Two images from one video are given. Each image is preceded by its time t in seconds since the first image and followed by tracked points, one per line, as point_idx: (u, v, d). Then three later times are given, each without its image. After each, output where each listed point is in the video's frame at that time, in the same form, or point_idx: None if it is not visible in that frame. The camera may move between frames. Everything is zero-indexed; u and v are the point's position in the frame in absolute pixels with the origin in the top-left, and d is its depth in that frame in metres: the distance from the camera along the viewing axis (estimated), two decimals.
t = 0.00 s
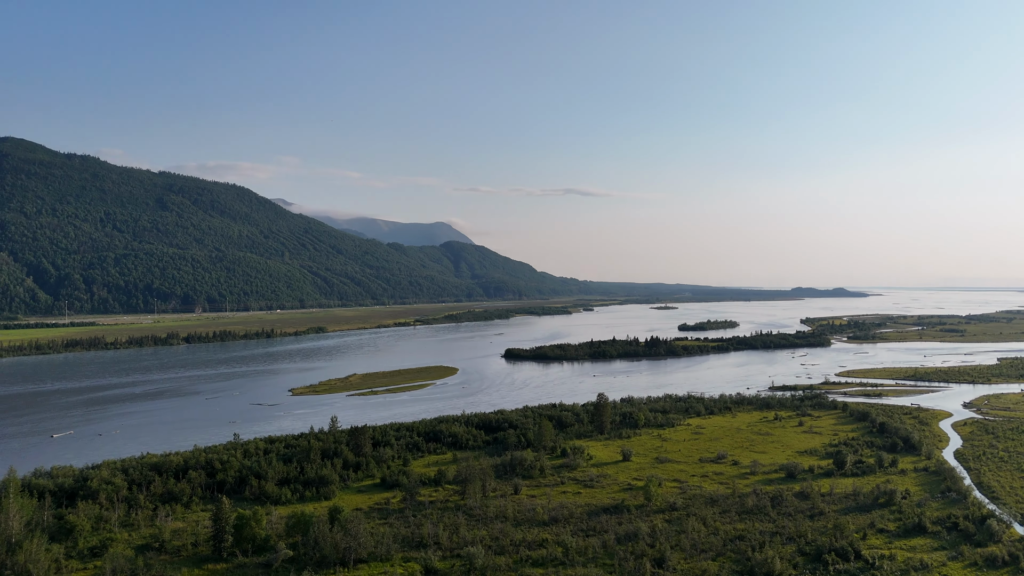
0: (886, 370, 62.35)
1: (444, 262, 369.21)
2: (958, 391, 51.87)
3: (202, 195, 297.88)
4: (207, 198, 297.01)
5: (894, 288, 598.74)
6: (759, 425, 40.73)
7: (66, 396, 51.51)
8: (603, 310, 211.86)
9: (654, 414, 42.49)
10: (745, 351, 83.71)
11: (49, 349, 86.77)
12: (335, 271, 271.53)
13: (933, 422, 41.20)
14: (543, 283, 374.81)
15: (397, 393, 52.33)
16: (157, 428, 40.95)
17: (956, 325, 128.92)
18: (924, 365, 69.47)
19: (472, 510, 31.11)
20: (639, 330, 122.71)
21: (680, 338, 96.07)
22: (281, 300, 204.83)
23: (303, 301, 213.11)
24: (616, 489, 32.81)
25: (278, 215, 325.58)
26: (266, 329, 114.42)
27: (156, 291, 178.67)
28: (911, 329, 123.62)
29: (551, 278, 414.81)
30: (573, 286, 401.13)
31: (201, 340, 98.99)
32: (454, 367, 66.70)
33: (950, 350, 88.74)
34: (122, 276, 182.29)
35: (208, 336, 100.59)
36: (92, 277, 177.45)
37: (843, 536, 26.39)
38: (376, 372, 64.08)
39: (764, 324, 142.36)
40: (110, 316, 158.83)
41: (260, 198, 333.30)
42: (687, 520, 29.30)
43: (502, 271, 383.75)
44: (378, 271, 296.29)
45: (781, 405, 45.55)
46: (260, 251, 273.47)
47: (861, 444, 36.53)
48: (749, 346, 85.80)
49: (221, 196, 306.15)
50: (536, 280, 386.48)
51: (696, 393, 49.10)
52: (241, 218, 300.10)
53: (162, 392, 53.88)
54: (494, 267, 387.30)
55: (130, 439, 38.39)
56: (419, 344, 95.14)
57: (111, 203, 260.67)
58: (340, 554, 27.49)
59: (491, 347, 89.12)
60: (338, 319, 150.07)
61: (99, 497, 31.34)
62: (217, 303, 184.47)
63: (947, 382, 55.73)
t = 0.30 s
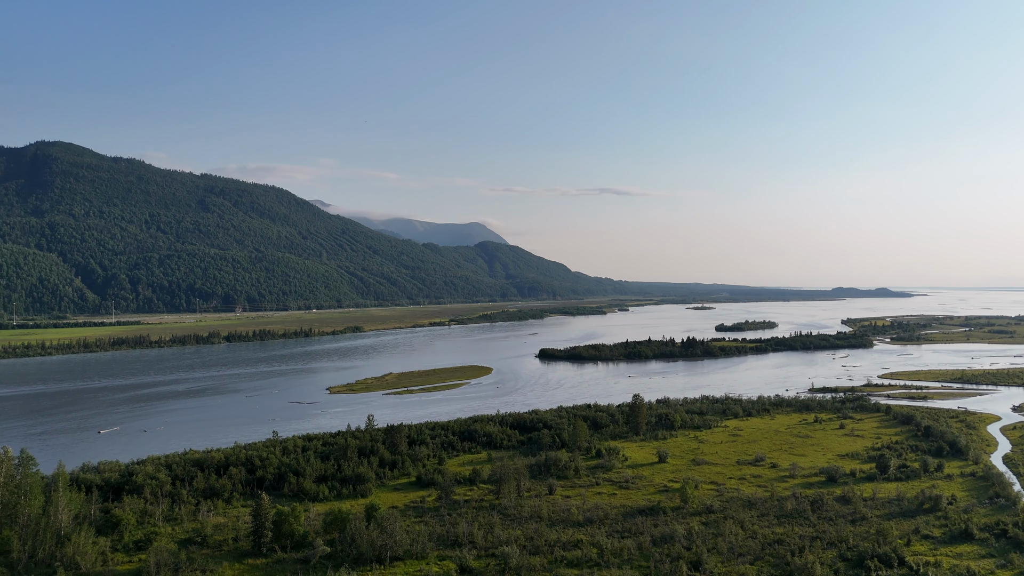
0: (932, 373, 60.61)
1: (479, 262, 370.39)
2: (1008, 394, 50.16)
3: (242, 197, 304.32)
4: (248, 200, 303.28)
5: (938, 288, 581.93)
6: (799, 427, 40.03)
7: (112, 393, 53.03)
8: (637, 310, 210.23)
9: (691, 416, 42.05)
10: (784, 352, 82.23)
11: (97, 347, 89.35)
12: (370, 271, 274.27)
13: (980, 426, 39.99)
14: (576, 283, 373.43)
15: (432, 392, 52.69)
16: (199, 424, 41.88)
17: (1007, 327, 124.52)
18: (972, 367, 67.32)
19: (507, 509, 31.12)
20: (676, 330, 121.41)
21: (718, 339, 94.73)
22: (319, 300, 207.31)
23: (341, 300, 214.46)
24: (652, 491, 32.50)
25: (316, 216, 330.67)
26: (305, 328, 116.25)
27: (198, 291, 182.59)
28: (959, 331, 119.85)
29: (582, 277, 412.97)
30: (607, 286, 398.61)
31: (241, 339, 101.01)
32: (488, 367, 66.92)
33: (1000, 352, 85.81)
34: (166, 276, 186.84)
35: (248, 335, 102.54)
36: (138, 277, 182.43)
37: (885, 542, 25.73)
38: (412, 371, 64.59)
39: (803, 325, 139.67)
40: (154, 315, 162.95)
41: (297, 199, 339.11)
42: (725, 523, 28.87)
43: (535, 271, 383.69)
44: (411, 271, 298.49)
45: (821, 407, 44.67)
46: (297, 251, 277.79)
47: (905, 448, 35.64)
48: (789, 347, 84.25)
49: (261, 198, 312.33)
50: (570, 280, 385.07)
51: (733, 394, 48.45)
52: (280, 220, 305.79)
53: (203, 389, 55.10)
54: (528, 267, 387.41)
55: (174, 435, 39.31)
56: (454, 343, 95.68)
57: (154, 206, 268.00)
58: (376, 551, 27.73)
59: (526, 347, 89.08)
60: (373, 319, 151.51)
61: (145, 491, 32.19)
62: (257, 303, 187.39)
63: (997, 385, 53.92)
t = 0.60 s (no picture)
0: (979, 375, 58.86)
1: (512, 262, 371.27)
2: None
3: (282, 198, 310.21)
4: (287, 201, 309.00)
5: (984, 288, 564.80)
6: (840, 430, 39.25)
7: (156, 390, 54.47)
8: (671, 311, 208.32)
9: (728, 417, 41.54)
10: (824, 353, 80.70)
11: (143, 345, 91.90)
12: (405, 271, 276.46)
13: None
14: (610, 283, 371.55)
15: (466, 392, 52.95)
16: (241, 421, 42.72)
17: None
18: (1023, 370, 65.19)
19: (542, 509, 31.07)
20: (713, 331, 120.02)
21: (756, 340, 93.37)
22: (356, 299, 208.49)
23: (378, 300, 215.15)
24: (688, 493, 32.16)
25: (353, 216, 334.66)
26: (342, 327, 117.74)
27: (239, 291, 186.02)
28: (1009, 333, 116.08)
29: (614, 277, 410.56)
30: (641, 286, 395.65)
31: (280, 338, 102.70)
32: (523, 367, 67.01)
33: None
34: (208, 277, 191.03)
35: (288, 334, 104.35)
36: (181, 277, 186.96)
37: (931, 548, 25.03)
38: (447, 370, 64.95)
39: (843, 325, 136.84)
40: (195, 314, 166.71)
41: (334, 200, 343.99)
42: (763, 527, 28.39)
43: (569, 271, 383.10)
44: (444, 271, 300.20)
45: (863, 410, 43.72)
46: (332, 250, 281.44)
47: (951, 452, 34.68)
48: (830, 348, 82.65)
49: (299, 199, 317.60)
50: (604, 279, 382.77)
51: (772, 396, 47.62)
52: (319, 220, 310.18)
53: (244, 387, 56.23)
54: (562, 267, 387.12)
55: (216, 432, 40.16)
56: (489, 343, 96.01)
57: (197, 208, 274.84)
58: (412, 548, 27.89)
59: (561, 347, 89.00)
60: (408, 318, 152.72)
61: (189, 486, 32.95)
62: (296, 302, 189.42)
63: None
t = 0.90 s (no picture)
0: None
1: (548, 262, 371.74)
2: None
3: (320, 199, 315.28)
4: (325, 202, 313.82)
5: None
6: (884, 434, 38.34)
7: (198, 388, 55.84)
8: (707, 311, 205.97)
9: (767, 419, 40.95)
10: (867, 355, 78.92)
11: (186, 344, 94.19)
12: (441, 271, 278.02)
13: None
14: (646, 283, 368.68)
15: (501, 392, 53.07)
16: (279, 419, 43.43)
17: None
18: None
19: (577, 510, 30.98)
20: (751, 331, 118.33)
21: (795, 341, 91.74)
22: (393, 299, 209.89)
23: (413, 300, 215.81)
24: (726, 496, 31.76)
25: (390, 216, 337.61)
26: (378, 327, 119.02)
27: (278, 291, 189.14)
28: None
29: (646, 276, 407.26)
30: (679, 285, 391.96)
31: (318, 337, 104.19)
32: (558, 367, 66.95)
33: None
34: (248, 277, 194.87)
35: (325, 334, 105.80)
36: (222, 277, 191.09)
37: (978, 557, 24.26)
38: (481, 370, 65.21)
39: (888, 326, 133.55)
40: (236, 314, 170.11)
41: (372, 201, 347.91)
42: (803, 532, 27.87)
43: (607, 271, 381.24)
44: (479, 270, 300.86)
45: (908, 414, 42.63)
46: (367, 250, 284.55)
47: (1001, 458, 33.60)
48: (873, 349, 80.73)
49: (337, 200, 322.18)
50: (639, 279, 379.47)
51: (811, 399, 46.76)
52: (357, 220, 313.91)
53: (283, 385, 57.23)
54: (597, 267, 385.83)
55: (256, 430, 40.89)
56: (523, 343, 96.11)
57: (237, 209, 281.00)
58: (448, 547, 28.03)
59: (596, 347, 88.60)
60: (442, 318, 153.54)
61: (231, 483, 33.62)
62: (333, 301, 191.02)
63: None
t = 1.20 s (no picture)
0: None
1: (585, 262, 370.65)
2: None
3: (358, 201, 319.32)
4: (362, 204, 317.84)
5: None
6: (931, 438, 37.33)
7: (239, 386, 57.05)
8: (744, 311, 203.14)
9: (808, 422, 40.23)
10: (913, 357, 76.94)
11: (228, 342, 96.11)
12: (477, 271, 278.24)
13: None
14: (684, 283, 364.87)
15: (536, 392, 53.04)
16: (318, 417, 44.07)
17: None
18: None
19: (613, 511, 30.81)
20: (791, 332, 116.30)
21: (837, 342, 89.93)
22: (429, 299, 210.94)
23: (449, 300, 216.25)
24: (766, 499, 31.27)
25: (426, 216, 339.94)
26: (415, 326, 120.12)
27: (317, 291, 191.98)
28: None
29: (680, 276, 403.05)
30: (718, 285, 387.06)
31: (356, 336, 105.51)
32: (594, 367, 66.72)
33: None
34: (288, 277, 198.32)
35: (362, 333, 106.98)
36: (263, 278, 194.74)
37: None
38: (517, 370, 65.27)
39: (936, 327, 129.81)
40: (276, 313, 173.18)
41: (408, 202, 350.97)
42: (845, 537, 27.28)
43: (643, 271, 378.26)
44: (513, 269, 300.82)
45: (955, 417, 41.44)
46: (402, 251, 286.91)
47: None
48: (918, 351, 78.73)
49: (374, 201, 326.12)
50: (676, 280, 374.70)
51: (855, 401, 45.78)
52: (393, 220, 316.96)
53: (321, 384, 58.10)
54: (634, 267, 382.92)
55: (296, 427, 41.54)
56: (559, 343, 96.01)
57: (278, 210, 286.20)
58: (484, 546, 28.12)
59: (633, 348, 88.02)
60: (476, 317, 154.05)
61: (271, 479, 34.24)
62: (371, 301, 193.49)
63: None
